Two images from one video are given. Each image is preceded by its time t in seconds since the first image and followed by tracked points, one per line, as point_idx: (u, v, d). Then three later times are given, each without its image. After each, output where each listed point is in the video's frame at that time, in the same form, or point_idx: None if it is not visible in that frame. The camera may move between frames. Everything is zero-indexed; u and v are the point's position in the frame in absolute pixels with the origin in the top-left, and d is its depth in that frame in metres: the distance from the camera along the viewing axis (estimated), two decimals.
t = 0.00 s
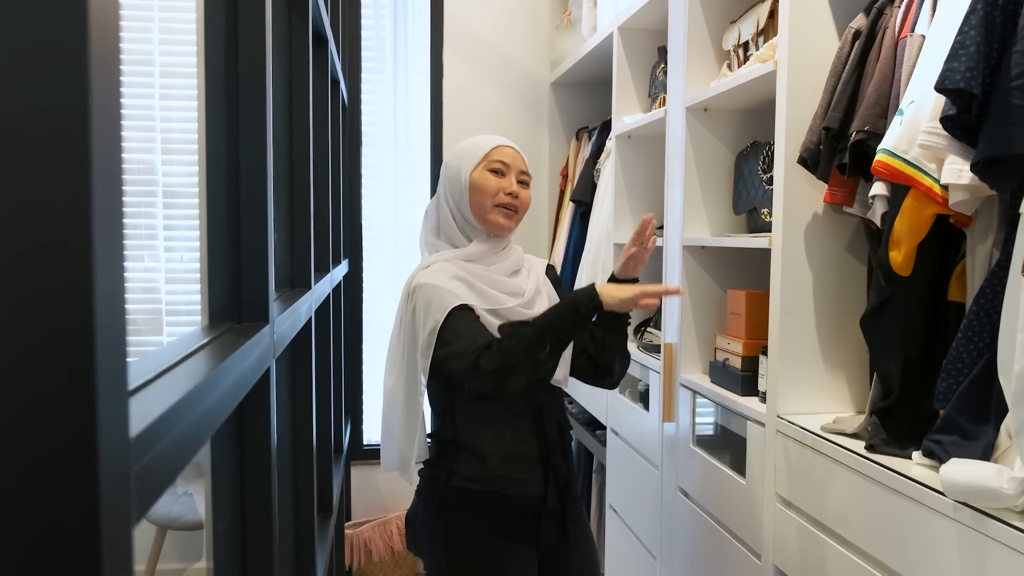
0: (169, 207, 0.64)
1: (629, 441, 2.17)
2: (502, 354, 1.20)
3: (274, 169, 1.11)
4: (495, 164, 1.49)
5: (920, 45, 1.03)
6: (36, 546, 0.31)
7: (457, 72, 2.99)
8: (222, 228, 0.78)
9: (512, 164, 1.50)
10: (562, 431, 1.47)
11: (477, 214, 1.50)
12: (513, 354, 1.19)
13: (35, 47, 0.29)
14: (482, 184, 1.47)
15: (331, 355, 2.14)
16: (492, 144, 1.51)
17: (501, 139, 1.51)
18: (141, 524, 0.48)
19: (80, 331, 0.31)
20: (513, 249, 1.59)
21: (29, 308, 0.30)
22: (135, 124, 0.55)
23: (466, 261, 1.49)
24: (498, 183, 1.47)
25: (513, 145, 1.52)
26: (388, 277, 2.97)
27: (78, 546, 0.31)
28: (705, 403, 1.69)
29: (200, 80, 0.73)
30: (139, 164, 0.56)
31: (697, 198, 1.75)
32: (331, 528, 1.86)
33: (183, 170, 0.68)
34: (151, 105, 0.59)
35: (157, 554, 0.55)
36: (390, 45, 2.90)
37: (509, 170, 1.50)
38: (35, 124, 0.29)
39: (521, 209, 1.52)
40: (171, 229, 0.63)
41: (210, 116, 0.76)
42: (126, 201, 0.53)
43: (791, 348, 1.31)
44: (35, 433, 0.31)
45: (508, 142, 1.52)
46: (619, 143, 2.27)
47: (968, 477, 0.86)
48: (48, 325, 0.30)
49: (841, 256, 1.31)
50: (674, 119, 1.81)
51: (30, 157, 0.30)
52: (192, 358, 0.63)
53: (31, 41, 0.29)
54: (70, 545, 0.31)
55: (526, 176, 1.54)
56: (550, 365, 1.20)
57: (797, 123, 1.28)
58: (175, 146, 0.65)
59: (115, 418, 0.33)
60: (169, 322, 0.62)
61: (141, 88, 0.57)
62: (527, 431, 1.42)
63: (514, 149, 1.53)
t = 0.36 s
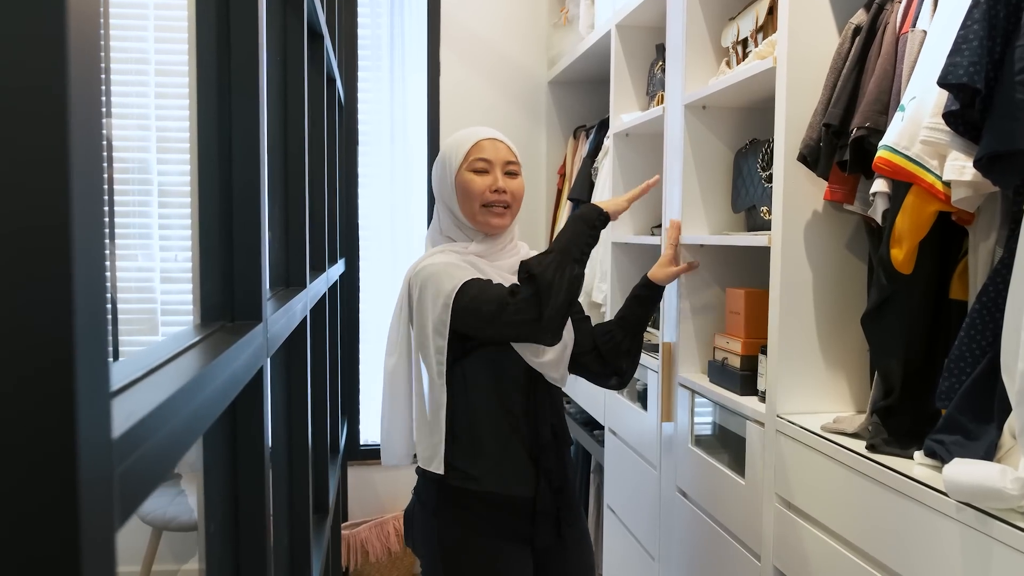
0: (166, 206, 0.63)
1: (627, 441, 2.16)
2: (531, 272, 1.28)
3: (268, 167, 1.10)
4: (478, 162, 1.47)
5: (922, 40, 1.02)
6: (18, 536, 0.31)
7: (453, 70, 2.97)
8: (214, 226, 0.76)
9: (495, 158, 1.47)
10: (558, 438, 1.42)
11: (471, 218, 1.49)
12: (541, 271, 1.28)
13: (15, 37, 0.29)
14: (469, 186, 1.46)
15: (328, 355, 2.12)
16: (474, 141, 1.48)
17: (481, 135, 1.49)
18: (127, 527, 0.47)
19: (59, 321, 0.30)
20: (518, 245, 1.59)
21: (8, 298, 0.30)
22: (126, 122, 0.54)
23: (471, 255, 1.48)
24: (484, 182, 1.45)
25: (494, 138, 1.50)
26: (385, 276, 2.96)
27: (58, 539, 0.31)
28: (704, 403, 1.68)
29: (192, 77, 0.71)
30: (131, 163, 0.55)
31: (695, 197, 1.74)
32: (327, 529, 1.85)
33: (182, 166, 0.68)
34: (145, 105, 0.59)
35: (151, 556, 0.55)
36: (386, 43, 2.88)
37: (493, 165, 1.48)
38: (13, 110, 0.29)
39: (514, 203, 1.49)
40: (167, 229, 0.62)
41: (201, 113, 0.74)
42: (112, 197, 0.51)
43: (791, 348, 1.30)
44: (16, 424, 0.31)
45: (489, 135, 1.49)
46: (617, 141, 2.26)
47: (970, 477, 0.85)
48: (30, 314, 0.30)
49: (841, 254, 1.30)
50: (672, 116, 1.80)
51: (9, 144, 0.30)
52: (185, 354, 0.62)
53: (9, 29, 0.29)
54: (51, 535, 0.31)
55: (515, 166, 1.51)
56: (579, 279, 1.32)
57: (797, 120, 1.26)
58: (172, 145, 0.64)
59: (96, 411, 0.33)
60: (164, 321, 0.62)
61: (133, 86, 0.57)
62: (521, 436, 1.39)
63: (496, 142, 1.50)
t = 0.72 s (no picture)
0: (161, 206, 0.62)
1: (625, 442, 2.15)
2: (502, 343, 1.26)
3: (263, 166, 1.08)
4: (472, 165, 1.46)
5: (923, 38, 1.01)
6: None
7: (451, 69, 2.96)
8: (207, 225, 0.75)
9: (490, 159, 1.46)
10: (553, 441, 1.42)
11: (470, 223, 1.49)
12: (513, 342, 1.26)
13: None
14: (465, 190, 1.45)
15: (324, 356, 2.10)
16: (468, 143, 1.47)
17: (475, 136, 1.47)
18: (117, 531, 0.46)
19: (41, 317, 0.29)
20: (519, 245, 1.57)
21: None
22: (119, 120, 0.53)
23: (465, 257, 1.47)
24: (480, 185, 1.44)
25: (487, 138, 1.48)
26: (381, 276, 2.94)
27: (39, 540, 0.30)
28: (703, 404, 1.67)
29: (186, 73, 0.70)
30: (126, 161, 0.54)
31: (694, 196, 1.73)
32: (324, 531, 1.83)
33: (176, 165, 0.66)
34: (143, 103, 0.57)
35: (147, 558, 0.53)
36: (383, 42, 2.87)
37: (487, 167, 1.46)
38: None
39: (512, 203, 1.48)
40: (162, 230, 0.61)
41: (195, 109, 0.73)
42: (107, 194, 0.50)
43: (791, 349, 1.29)
44: None
45: (483, 136, 1.47)
46: (615, 140, 2.24)
47: (974, 479, 0.84)
48: (12, 310, 0.29)
49: (841, 253, 1.29)
50: (671, 115, 1.79)
51: None
52: (178, 356, 0.60)
53: None
54: (32, 537, 0.30)
55: (510, 165, 1.49)
56: (551, 349, 1.29)
57: (797, 118, 1.25)
58: (168, 144, 0.63)
59: (80, 409, 0.32)
60: (156, 323, 0.60)
61: (131, 83, 0.55)
62: (518, 441, 1.38)
63: (490, 142, 1.48)
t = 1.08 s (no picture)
0: (159, 206, 0.61)
1: (626, 442, 2.15)
2: (472, 361, 1.24)
3: (264, 166, 1.07)
4: (466, 166, 1.45)
5: (928, 37, 1.01)
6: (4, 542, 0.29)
7: (450, 69, 2.95)
8: (209, 226, 0.74)
9: (484, 160, 1.45)
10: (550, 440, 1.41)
11: (466, 224, 1.48)
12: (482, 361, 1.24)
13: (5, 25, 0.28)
14: (460, 192, 1.44)
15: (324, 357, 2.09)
16: (464, 144, 1.46)
17: (470, 136, 1.46)
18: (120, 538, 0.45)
19: (45, 317, 0.28)
20: (518, 245, 1.56)
21: None
22: (119, 119, 0.52)
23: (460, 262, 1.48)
24: (473, 186, 1.44)
25: (482, 138, 1.47)
26: (380, 276, 2.93)
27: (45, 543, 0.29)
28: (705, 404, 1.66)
29: (188, 71, 0.69)
30: (125, 161, 0.53)
31: (696, 196, 1.72)
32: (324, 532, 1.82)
33: (176, 166, 0.65)
34: (143, 104, 0.56)
35: (145, 559, 0.52)
36: (382, 42, 2.86)
37: (481, 168, 1.45)
38: None
39: (507, 202, 1.46)
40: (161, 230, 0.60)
41: (197, 108, 0.72)
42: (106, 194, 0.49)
43: (795, 350, 1.29)
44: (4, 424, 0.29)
45: (477, 137, 1.46)
46: (615, 140, 2.24)
47: (983, 481, 0.84)
48: (17, 313, 0.28)
49: (844, 253, 1.28)
50: (672, 115, 1.79)
51: None
52: (179, 359, 0.59)
53: None
54: (40, 544, 0.29)
55: (505, 165, 1.48)
56: (522, 368, 1.26)
57: (800, 118, 1.25)
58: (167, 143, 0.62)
59: (87, 413, 0.31)
60: (156, 325, 0.59)
61: (130, 82, 0.54)
62: (512, 444, 1.37)
63: (483, 143, 1.47)
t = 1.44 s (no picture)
0: (158, 206, 0.60)
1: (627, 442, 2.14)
2: (444, 390, 1.22)
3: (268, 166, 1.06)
4: (471, 163, 1.44)
5: (935, 36, 1.00)
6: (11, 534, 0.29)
7: (450, 68, 2.94)
8: (215, 226, 0.73)
9: (488, 157, 1.44)
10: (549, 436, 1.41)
11: (471, 222, 1.47)
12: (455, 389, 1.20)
13: (21, 26, 0.28)
14: (465, 188, 1.43)
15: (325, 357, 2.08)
16: (466, 143, 1.46)
17: (472, 135, 1.46)
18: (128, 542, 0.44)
19: (61, 319, 0.29)
20: (517, 239, 1.54)
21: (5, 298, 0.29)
22: (125, 119, 0.52)
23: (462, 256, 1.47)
24: (479, 182, 1.43)
25: (484, 136, 1.47)
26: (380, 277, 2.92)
27: (54, 534, 0.30)
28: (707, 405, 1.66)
29: (193, 70, 0.69)
30: (130, 162, 0.52)
31: (698, 195, 1.72)
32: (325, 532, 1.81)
33: (177, 167, 0.65)
34: (139, 105, 0.55)
35: (144, 560, 0.50)
36: (381, 41, 2.85)
37: (485, 164, 1.44)
38: (15, 98, 0.28)
39: (512, 198, 1.46)
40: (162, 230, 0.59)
41: (202, 106, 0.71)
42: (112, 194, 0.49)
43: (800, 350, 1.28)
44: (16, 419, 0.29)
45: (479, 135, 1.46)
46: (617, 140, 2.23)
47: (991, 482, 0.84)
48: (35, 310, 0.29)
49: (848, 254, 1.28)
50: (674, 115, 1.78)
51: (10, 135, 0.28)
52: (185, 360, 0.59)
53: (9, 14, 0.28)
54: (54, 542, 0.30)
55: (508, 162, 1.48)
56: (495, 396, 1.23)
57: (804, 118, 1.25)
58: (165, 142, 0.61)
59: (100, 409, 0.31)
60: (160, 328, 0.58)
61: (130, 81, 0.53)
62: (512, 442, 1.37)
63: (486, 140, 1.47)
